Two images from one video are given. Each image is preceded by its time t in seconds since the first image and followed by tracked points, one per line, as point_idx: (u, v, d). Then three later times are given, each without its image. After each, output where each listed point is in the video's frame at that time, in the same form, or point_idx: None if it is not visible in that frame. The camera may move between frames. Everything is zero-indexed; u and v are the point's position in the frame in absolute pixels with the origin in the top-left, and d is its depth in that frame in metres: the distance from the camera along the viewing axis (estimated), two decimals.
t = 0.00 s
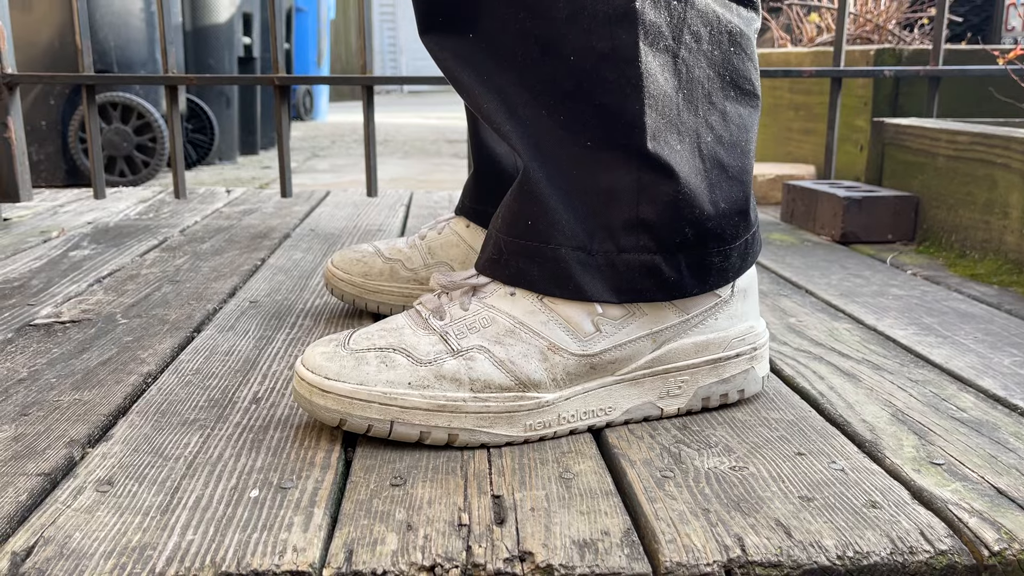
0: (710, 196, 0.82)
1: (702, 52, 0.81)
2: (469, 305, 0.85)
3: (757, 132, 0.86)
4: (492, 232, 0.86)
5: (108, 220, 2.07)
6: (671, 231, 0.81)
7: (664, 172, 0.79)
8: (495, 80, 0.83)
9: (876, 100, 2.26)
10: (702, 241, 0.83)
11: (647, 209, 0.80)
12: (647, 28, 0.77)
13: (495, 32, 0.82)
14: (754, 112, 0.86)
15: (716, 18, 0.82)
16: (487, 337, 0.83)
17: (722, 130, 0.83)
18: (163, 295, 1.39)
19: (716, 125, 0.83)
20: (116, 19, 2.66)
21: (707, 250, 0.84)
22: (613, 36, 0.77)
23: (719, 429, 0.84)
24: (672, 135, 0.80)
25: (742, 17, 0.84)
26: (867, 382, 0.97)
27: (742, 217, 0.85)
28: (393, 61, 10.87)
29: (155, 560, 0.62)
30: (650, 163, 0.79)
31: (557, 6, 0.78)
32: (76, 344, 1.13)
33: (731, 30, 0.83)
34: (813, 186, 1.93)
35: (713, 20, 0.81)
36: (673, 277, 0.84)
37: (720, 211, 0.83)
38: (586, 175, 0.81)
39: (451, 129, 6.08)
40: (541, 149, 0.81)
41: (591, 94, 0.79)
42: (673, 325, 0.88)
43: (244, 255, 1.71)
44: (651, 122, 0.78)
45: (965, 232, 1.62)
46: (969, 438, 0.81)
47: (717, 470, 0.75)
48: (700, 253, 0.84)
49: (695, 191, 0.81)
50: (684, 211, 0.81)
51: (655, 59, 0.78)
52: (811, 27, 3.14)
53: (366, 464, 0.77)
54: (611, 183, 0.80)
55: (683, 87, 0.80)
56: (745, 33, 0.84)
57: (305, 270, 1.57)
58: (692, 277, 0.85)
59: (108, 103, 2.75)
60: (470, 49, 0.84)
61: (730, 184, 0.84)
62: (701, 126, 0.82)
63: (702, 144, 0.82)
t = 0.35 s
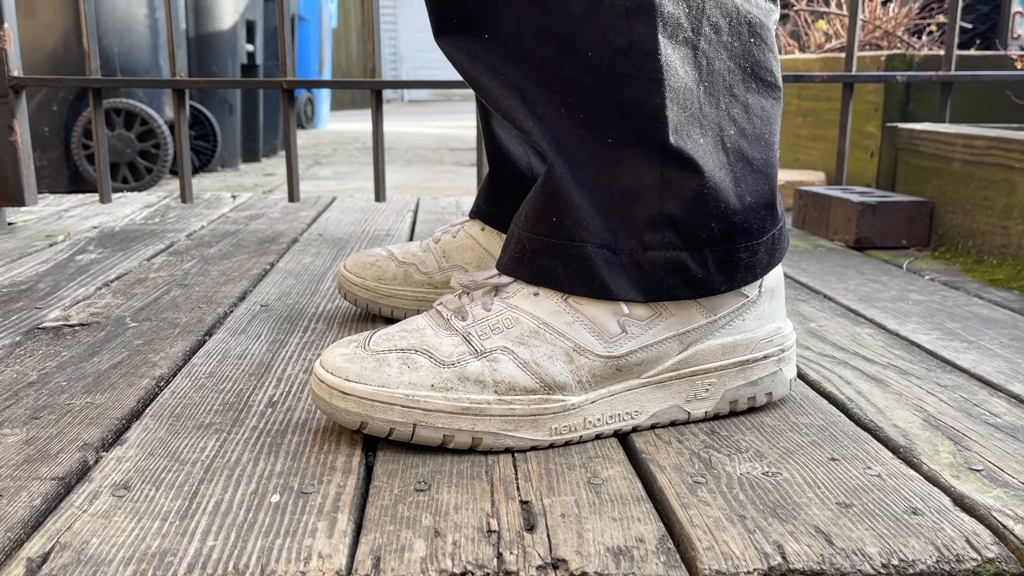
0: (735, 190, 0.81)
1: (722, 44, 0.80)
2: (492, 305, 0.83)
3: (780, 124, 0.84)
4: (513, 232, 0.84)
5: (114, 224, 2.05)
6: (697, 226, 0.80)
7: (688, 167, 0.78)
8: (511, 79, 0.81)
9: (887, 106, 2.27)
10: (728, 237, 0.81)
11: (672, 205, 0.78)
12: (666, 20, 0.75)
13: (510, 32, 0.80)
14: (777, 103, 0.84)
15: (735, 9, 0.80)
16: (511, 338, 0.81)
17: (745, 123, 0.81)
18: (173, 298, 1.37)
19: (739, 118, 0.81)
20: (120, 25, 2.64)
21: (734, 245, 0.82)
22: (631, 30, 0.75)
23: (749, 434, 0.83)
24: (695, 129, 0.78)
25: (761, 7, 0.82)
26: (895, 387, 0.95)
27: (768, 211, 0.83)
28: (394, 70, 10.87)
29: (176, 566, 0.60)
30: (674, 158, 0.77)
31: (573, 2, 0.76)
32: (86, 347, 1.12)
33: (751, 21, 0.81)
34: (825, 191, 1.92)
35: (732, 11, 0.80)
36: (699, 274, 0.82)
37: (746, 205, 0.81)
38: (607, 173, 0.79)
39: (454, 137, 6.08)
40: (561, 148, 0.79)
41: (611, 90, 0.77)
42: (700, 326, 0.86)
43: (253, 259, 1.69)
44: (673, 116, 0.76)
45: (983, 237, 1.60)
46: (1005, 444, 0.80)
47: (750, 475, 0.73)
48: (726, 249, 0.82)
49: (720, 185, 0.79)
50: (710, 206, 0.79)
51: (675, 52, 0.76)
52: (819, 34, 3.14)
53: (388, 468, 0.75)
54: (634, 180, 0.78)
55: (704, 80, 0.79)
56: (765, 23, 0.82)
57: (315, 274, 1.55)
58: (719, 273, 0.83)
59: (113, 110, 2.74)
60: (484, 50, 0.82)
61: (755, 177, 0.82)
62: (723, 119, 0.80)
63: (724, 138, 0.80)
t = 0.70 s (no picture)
0: (749, 190, 0.80)
1: (732, 46, 0.80)
2: (507, 306, 0.83)
3: (793, 125, 0.84)
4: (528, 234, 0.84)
5: (120, 232, 2.05)
6: (712, 227, 0.80)
7: (701, 168, 0.78)
8: (525, 85, 0.82)
9: (892, 115, 2.27)
10: (744, 237, 0.81)
11: (686, 206, 0.78)
12: (676, 25, 0.76)
13: (523, 39, 0.81)
14: (789, 105, 0.84)
15: (745, 11, 0.80)
16: (527, 339, 0.81)
17: (757, 124, 0.81)
18: (182, 305, 1.37)
19: (751, 119, 0.81)
20: (126, 36, 2.66)
21: (748, 246, 0.82)
22: (641, 35, 0.75)
23: (764, 438, 0.82)
24: (707, 132, 0.78)
25: (771, 8, 0.82)
26: (909, 392, 0.95)
27: (782, 211, 0.83)
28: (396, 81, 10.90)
29: (195, 567, 0.60)
30: (686, 161, 0.77)
31: (582, 9, 0.77)
32: (97, 353, 1.11)
33: (761, 22, 0.81)
34: (831, 199, 1.92)
35: (742, 13, 0.80)
36: (715, 275, 0.82)
37: (761, 205, 0.81)
38: (621, 175, 0.79)
39: (456, 148, 6.09)
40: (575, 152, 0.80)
41: (623, 94, 0.77)
42: (715, 328, 0.86)
43: (260, 266, 1.69)
44: (685, 118, 0.77)
45: (992, 245, 1.61)
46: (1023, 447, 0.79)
47: (768, 479, 0.73)
48: (742, 250, 0.82)
49: (734, 186, 0.79)
50: (724, 207, 0.79)
51: (685, 55, 0.77)
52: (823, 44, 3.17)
53: (404, 471, 0.75)
54: (647, 182, 0.78)
55: (715, 83, 0.79)
56: (775, 25, 0.82)
57: (323, 281, 1.55)
58: (734, 274, 0.83)
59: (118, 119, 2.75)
60: (498, 58, 0.84)
61: (769, 178, 0.82)
62: (735, 121, 0.80)
63: (737, 139, 0.80)
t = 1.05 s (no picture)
0: (766, 204, 0.82)
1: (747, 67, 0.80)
2: (537, 314, 0.82)
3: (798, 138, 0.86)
4: (546, 248, 0.84)
5: (120, 241, 2.05)
6: (734, 240, 0.81)
7: (722, 185, 0.79)
8: (541, 102, 0.82)
9: (892, 123, 2.27)
10: (761, 248, 0.83)
11: (709, 220, 0.79)
12: (699, 52, 0.76)
13: (538, 59, 0.80)
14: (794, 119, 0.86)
15: (757, 33, 0.81)
16: (563, 344, 0.81)
17: (772, 139, 0.82)
18: (180, 313, 1.36)
19: (766, 135, 0.82)
20: (127, 46, 2.66)
21: (763, 255, 0.84)
22: (666, 62, 0.76)
23: (766, 445, 0.82)
24: (727, 151, 0.79)
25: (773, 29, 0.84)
26: (912, 399, 0.94)
27: (794, 221, 0.85)
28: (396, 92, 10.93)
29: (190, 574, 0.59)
30: (709, 178, 0.78)
31: (604, 32, 0.76)
32: (95, 360, 1.11)
33: (769, 42, 0.82)
34: (833, 206, 1.92)
35: (755, 35, 0.81)
36: (733, 284, 0.83)
37: (776, 218, 0.83)
38: (641, 189, 0.80)
39: (456, 158, 6.09)
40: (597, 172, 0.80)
41: (644, 116, 0.78)
42: (730, 326, 0.87)
43: (260, 274, 1.68)
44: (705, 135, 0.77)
45: (993, 251, 1.60)
46: None
47: (770, 485, 0.72)
48: (758, 259, 0.83)
49: (754, 199, 0.80)
50: (747, 220, 0.80)
51: (706, 80, 0.77)
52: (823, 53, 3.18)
53: (403, 478, 0.74)
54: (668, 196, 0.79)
55: (732, 103, 0.80)
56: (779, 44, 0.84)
57: (322, 289, 1.55)
58: (748, 282, 0.84)
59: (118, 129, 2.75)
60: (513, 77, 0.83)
61: (782, 190, 0.83)
62: (752, 138, 0.81)
63: (754, 155, 0.81)
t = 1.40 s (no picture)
0: (792, 221, 0.81)
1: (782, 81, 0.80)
2: (538, 325, 0.82)
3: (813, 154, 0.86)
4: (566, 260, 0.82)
5: (119, 251, 2.05)
6: (762, 256, 0.80)
7: (758, 201, 0.77)
8: (578, 101, 0.78)
9: (892, 132, 2.28)
10: (784, 264, 0.82)
11: (741, 236, 0.78)
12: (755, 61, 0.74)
13: (585, 55, 0.76)
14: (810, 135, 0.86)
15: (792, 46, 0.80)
16: (564, 356, 0.81)
17: (795, 155, 0.82)
18: (179, 323, 1.36)
19: (790, 151, 0.82)
20: (127, 56, 2.67)
21: (784, 272, 0.83)
22: (724, 68, 0.73)
23: (768, 456, 0.81)
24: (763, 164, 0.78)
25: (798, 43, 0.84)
26: (914, 409, 0.94)
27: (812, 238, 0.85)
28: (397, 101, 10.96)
29: None
30: (747, 193, 0.77)
31: (662, 34, 0.73)
32: (93, 371, 1.10)
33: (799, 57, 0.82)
34: (834, 214, 1.91)
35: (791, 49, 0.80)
36: (756, 299, 0.83)
37: (799, 234, 0.82)
38: (675, 202, 0.78)
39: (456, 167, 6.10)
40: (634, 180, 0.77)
41: (690, 124, 0.75)
42: (733, 338, 0.86)
43: (259, 284, 1.68)
44: (750, 150, 0.75)
45: (994, 259, 1.60)
46: None
47: (772, 497, 0.72)
48: (780, 275, 0.83)
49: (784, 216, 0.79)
50: (776, 237, 0.79)
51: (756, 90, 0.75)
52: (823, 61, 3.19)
53: (401, 490, 0.74)
54: (705, 211, 0.77)
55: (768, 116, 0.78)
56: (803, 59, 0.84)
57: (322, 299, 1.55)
58: (764, 299, 0.84)
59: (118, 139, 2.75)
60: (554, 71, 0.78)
61: (804, 207, 0.83)
62: (780, 153, 0.80)
63: (781, 171, 0.80)
